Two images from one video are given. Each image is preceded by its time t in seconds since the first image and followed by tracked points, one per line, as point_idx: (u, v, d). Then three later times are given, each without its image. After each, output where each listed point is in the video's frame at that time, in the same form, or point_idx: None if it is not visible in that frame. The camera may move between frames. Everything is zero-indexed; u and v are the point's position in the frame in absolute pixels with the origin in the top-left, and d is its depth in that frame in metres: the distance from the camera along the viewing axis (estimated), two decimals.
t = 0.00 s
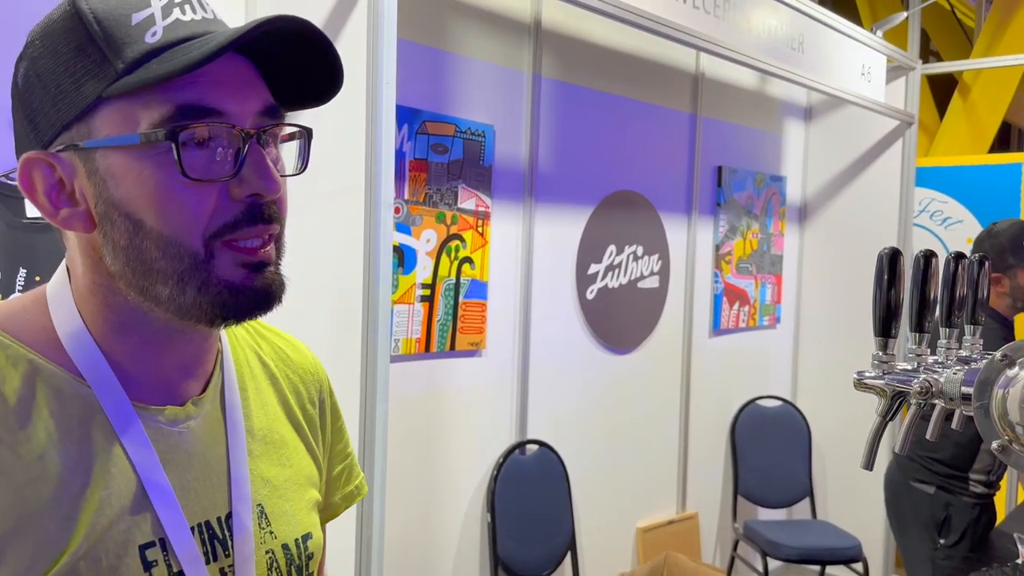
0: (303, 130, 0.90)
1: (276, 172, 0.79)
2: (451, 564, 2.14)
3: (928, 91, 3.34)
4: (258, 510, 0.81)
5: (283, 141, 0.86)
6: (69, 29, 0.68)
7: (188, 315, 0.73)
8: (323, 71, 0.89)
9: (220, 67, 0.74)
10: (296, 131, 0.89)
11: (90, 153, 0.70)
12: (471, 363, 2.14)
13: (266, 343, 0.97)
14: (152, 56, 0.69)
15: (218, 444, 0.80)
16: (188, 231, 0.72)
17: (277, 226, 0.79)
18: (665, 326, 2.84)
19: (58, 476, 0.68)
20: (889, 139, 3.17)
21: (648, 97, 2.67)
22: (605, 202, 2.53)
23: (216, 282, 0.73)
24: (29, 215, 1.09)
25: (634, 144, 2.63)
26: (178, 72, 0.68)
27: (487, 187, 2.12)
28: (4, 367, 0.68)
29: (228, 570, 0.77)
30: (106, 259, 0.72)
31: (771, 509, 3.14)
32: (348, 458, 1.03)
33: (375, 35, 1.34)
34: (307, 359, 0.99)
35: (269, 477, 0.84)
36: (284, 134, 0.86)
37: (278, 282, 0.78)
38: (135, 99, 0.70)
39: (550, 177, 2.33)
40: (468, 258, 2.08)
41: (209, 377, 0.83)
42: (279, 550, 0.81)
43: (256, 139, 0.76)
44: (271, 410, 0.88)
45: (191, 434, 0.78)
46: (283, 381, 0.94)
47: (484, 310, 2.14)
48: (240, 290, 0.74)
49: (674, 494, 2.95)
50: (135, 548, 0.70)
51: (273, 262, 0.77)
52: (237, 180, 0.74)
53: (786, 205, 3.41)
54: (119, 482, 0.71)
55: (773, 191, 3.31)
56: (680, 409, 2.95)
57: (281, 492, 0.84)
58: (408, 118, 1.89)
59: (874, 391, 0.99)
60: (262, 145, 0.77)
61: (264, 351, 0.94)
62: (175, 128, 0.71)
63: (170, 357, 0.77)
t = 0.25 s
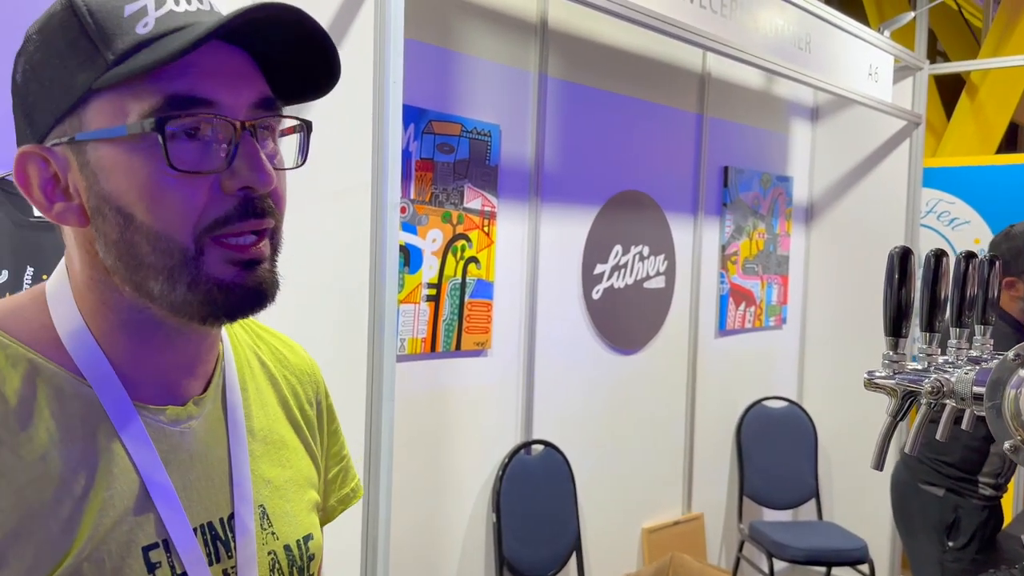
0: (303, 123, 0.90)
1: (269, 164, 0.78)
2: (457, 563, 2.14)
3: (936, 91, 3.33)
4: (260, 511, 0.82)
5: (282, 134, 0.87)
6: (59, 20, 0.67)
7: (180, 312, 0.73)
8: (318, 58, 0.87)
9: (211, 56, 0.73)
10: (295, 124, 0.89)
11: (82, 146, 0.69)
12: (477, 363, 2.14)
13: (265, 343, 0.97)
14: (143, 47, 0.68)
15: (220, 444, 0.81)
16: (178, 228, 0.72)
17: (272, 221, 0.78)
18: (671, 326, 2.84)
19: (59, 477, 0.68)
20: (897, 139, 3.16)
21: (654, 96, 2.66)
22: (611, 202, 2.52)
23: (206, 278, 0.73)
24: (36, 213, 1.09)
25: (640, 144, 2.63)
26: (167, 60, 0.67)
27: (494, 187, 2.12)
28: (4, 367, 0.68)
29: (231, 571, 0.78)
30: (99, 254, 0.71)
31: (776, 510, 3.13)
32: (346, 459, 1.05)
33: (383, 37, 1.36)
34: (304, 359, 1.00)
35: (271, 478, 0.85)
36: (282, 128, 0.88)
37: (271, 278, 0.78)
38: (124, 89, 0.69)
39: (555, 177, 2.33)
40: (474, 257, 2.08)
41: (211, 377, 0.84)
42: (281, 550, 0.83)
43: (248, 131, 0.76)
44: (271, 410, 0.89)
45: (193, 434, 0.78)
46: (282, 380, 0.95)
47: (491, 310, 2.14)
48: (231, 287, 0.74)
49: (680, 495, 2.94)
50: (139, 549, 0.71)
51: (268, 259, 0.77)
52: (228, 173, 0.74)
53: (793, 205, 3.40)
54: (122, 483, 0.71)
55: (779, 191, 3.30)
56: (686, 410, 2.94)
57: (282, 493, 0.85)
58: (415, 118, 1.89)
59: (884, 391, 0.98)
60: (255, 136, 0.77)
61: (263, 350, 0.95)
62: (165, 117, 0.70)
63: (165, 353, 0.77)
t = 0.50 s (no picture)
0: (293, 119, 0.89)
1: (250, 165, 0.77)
2: (463, 562, 2.14)
3: (945, 90, 3.31)
4: (253, 511, 0.82)
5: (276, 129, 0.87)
6: (38, 15, 0.68)
7: (162, 314, 0.72)
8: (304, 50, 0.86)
9: (189, 50, 0.73)
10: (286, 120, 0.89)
11: (59, 143, 0.69)
12: (483, 362, 2.14)
13: (258, 341, 0.96)
14: (117, 41, 0.67)
15: (211, 445, 0.81)
16: (157, 229, 0.71)
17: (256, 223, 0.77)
18: (678, 325, 2.83)
19: (43, 479, 0.68)
20: (906, 138, 3.14)
21: (662, 95, 2.65)
22: (617, 200, 2.52)
23: (185, 279, 0.72)
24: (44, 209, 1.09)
25: (646, 142, 2.62)
26: (138, 55, 0.67)
27: (500, 186, 2.11)
28: None
29: (225, 573, 0.77)
30: (77, 254, 0.71)
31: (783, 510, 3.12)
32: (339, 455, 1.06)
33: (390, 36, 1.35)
34: (298, 356, 1.00)
35: (264, 477, 0.85)
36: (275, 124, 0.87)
37: (255, 278, 0.77)
38: (100, 86, 0.69)
39: (562, 176, 2.33)
40: (480, 256, 2.07)
41: (200, 376, 0.83)
42: (276, 551, 0.83)
43: (228, 127, 0.74)
44: (264, 408, 0.89)
45: (182, 435, 0.78)
46: (274, 378, 0.94)
47: (497, 309, 2.14)
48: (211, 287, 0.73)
49: (686, 494, 2.94)
50: (128, 554, 0.70)
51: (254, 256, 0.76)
52: (207, 172, 0.73)
53: (801, 204, 3.39)
54: (109, 487, 0.71)
55: (787, 190, 3.29)
56: (692, 409, 2.93)
57: (276, 493, 0.85)
58: (421, 116, 1.89)
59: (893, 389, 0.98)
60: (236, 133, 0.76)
61: (255, 348, 0.94)
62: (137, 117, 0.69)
63: (148, 356, 0.75)
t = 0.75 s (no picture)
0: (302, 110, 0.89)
1: (262, 154, 0.78)
2: (469, 560, 2.14)
3: (955, 89, 3.28)
4: (262, 511, 0.82)
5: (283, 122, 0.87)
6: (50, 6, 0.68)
7: (171, 301, 0.73)
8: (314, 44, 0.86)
9: (200, 40, 0.72)
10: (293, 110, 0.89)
11: (68, 133, 0.69)
12: (490, 360, 2.14)
13: (268, 337, 0.97)
14: (127, 31, 0.67)
15: (217, 445, 0.81)
16: (169, 216, 0.72)
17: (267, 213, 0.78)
18: (686, 324, 2.83)
19: (47, 481, 0.68)
20: (915, 137, 3.13)
21: (669, 94, 2.65)
22: (624, 199, 2.51)
23: (197, 267, 0.72)
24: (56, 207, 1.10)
25: (654, 141, 2.61)
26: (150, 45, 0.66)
27: (507, 184, 2.12)
28: None
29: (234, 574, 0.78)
30: (86, 244, 0.71)
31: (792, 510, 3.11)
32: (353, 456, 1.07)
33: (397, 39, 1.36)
34: (309, 353, 1.00)
35: (272, 476, 0.85)
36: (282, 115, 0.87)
37: (265, 267, 0.77)
38: (110, 74, 0.69)
39: (570, 175, 2.33)
40: (487, 254, 2.08)
41: (206, 376, 0.83)
42: (285, 551, 0.83)
43: (239, 118, 0.75)
44: (274, 407, 0.89)
45: (187, 436, 0.78)
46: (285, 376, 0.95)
47: (504, 307, 2.14)
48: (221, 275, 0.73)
49: (694, 494, 2.93)
50: (134, 556, 0.71)
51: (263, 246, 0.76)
52: (218, 161, 0.74)
53: (809, 203, 3.37)
54: (114, 489, 0.71)
55: (795, 189, 3.28)
56: (700, 408, 2.93)
57: (285, 493, 0.85)
58: (429, 115, 1.89)
59: (901, 387, 0.99)
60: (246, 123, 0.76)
61: (266, 346, 0.95)
62: (150, 104, 0.70)
63: (157, 348, 0.76)
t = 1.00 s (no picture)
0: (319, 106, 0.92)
1: (281, 151, 0.78)
2: (477, 558, 2.14)
3: (965, 87, 3.26)
4: (280, 509, 0.82)
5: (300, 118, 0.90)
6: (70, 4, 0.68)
7: (191, 297, 0.73)
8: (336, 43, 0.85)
9: (219, 36, 0.72)
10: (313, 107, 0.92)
11: (88, 130, 0.69)
12: (498, 359, 2.14)
13: (284, 334, 0.96)
14: (146, 28, 0.66)
15: (239, 442, 0.80)
16: (188, 211, 0.72)
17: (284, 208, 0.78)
18: (693, 324, 2.82)
19: (72, 480, 0.69)
20: (924, 136, 3.11)
21: (677, 92, 2.64)
22: (632, 197, 2.51)
23: (215, 263, 0.72)
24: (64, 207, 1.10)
25: (663, 140, 2.61)
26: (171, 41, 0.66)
27: (515, 182, 2.11)
28: (15, 366, 0.68)
29: (252, 572, 0.77)
30: (104, 242, 0.71)
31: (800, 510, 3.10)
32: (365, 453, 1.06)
33: (405, 37, 1.37)
34: (325, 350, 1.00)
35: (291, 474, 0.85)
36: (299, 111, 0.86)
37: (285, 261, 0.77)
38: (131, 71, 0.68)
39: (577, 174, 2.32)
40: (495, 253, 2.08)
41: (229, 370, 0.83)
42: (302, 550, 0.82)
43: (259, 115, 0.75)
44: (291, 404, 0.89)
45: (209, 433, 0.78)
46: (301, 373, 0.94)
47: (511, 305, 2.14)
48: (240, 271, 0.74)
49: (701, 493, 2.93)
50: (155, 553, 0.71)
51: (282, 242, 0.76)
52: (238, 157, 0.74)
53: (818, 202, 3.36)
54: (137, 486, 0.71)
55: (804, 188, 3.26)
56: (707, 407, 2.92)
57: (303, 491, 0.85)
58: (437, 113, 1.89)
59: (912, 384, 1.00)
60: (267, 120, 0.76)
61: (283, 343, 0.94)
62: (171, 101, 0.70)
63: (177, 344, 0.76)
